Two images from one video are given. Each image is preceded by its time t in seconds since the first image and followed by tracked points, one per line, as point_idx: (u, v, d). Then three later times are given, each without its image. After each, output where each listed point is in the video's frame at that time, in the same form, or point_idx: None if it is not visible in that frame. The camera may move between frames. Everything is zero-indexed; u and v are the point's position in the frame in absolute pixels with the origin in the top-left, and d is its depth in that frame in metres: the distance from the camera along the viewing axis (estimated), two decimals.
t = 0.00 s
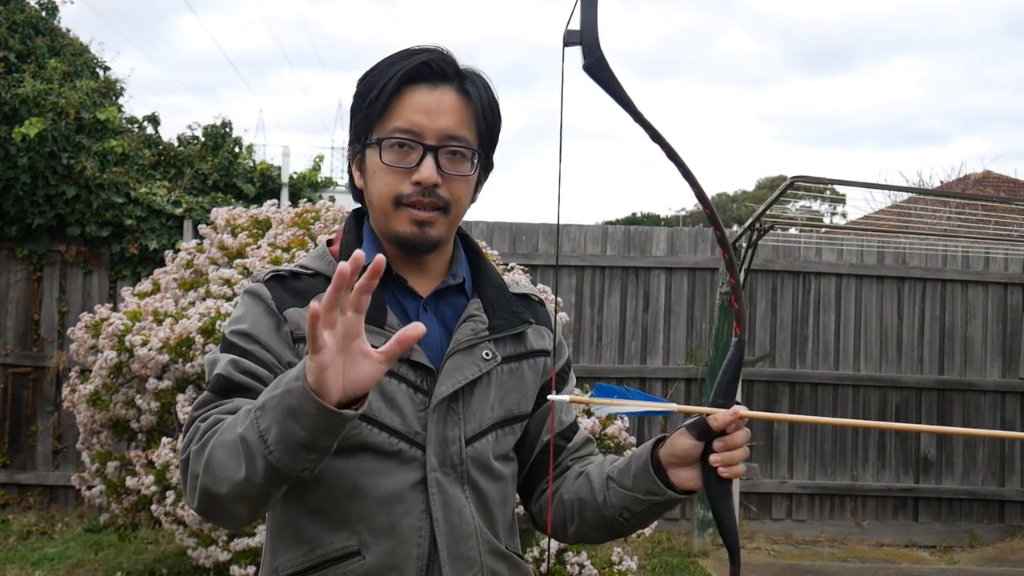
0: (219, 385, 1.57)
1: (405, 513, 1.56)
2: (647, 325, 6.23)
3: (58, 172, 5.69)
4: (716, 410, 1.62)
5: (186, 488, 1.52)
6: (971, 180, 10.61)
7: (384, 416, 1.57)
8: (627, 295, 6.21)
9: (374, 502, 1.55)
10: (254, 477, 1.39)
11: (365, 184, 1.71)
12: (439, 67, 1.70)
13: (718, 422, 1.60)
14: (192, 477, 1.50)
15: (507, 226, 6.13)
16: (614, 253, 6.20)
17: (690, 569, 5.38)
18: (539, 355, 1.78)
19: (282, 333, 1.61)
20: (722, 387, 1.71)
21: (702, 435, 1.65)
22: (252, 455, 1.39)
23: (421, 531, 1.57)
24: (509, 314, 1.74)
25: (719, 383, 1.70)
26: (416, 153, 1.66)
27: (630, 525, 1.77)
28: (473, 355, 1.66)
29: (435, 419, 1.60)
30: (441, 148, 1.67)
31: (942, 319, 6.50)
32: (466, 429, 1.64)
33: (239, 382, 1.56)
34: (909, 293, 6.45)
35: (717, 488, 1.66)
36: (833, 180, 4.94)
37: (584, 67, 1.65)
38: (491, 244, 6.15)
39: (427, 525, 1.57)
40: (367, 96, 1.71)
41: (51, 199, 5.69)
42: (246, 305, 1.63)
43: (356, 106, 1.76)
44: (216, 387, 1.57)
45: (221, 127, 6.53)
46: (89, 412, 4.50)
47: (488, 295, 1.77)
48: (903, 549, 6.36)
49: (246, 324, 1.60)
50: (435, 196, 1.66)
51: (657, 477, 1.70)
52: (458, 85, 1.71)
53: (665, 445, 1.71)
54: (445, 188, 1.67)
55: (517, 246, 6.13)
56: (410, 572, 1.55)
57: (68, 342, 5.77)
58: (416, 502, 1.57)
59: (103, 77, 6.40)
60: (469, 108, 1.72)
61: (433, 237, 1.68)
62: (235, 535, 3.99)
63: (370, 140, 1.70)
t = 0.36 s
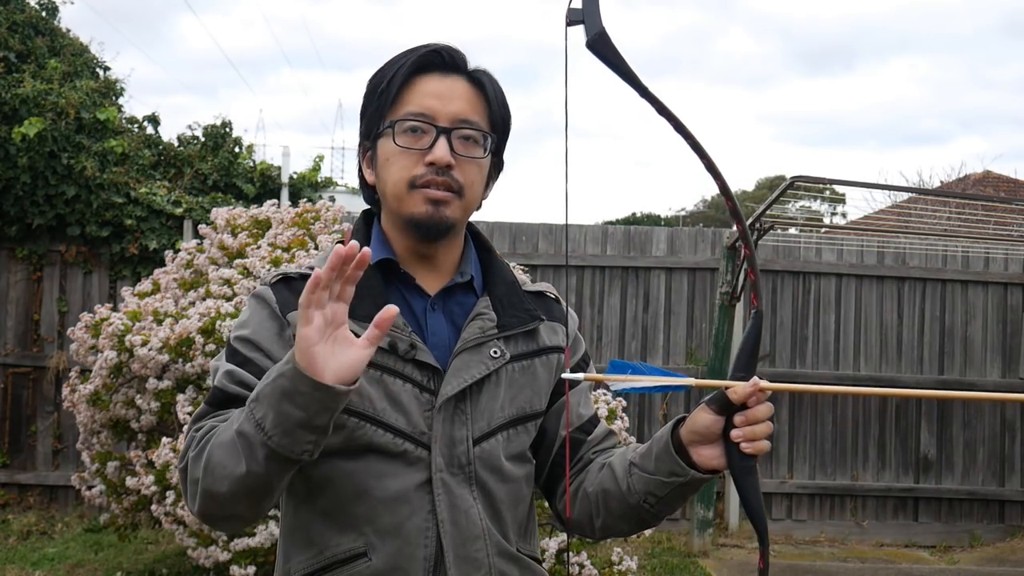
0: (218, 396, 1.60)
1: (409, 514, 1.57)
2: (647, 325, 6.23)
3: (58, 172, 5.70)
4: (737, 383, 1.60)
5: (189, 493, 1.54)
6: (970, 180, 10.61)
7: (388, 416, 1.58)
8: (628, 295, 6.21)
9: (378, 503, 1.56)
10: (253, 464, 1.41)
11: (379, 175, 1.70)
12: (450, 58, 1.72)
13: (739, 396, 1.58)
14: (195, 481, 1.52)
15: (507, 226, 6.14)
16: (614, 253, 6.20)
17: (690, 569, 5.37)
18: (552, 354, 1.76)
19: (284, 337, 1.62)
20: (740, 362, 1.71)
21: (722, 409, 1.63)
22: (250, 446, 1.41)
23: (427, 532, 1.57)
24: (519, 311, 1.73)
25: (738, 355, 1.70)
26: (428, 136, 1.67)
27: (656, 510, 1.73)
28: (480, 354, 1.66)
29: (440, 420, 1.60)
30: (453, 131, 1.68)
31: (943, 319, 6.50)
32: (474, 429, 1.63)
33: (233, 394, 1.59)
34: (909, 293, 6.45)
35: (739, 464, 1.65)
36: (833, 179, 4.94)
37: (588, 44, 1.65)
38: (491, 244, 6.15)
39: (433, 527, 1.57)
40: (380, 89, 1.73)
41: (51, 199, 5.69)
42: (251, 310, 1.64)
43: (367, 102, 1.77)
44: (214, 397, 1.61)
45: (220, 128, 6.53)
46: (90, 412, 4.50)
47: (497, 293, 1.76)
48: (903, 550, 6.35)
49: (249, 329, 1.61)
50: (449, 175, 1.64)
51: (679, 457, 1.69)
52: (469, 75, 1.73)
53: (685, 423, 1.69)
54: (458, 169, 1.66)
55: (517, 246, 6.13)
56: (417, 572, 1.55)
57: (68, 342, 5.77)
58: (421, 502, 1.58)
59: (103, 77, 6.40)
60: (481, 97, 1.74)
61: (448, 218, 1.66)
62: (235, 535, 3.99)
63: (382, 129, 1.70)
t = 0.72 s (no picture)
0: (196, 409, 1.60)
1: (398, 517, 1.57)
2: (647, 325, 6.23)
3: (58, 172, 5.70)
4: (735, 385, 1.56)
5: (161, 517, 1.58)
6: (971, 180, 10.61)
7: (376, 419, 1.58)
8: (627, 296, 6.21)
9: (367, 507, 1.57)
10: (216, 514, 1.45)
11: (380, 187, 1.68)
12: (453, 67, 1.67)
13: (736, 396, 1.54)
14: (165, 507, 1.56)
15: (507, 226, 6.14)
16: (614, 253, 6.20)
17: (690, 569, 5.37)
18: (545, 353, 1.75)
19: (270, 343, 1.62)
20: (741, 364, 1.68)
21: (718, 410, 1.59)
22: (213, 500, 1.45)
23: (415, 535, 1.57)
24: (509, 313, 1.72)
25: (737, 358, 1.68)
26: (433, 156, 1.64)
27: (651, 513, 1.71)
28: (470, 356, 1.65)
29: (428, 422, 1.60)
30: (459, 149, 1.65)
31: (942, 319, 6.50)
32: (463, 431, 1.63)
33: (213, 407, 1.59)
34: (909, 293, 6.45)
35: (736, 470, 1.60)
36: (832, 180, 4.94)
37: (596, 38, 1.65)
38: (491, 244, 6.15)
39: (421, 528, 1.58)
40: (379, 97, 1.67)
41: (51, 199, 5.69)
42: (239, 313, 1.65)
43: (363, 105, 1.71)
44: (194, 410, 1.60)
45: (221, 127, 6.53)
46: (89, 412, 4.50)
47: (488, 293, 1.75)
48: (903, 550, 6.36)
49: (235, 336, 1.62)
50: (454, 198, 1.65)
51: (674, 460, 1.65)
52: (470, 83, 1.68)
53: (681, 425, 1.66)
54: (464, 190, 1.66)
55: (517, 246, 6.13)
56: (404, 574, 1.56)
57: (68, 342, 5.77)
58: (409, 504, 1.58)
59: (103, 77, 6.40)
60: (482, 107, 1.70)
61: (451, 239, 1.68)
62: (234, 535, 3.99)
63: (383, 142, 1.66)
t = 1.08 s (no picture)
0: (229, 380, 1.52)
1: (398, 517, 1.56)
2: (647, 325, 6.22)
3: (58, 172, 5.70)
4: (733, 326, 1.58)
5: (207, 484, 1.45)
6: (971, 180, 10.61)
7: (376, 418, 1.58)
8: (628, 296, 6.21)
9: (370, 508, 1.55)
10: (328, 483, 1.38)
11: (386, 192, 1.67)
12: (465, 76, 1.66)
13: (734, 335, 1.56)
14: (223, 474, 1.43)
15: (507, 226, 6.14)
16: (614, 253, 6.20)
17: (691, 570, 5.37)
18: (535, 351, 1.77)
19: (281, 334, 1.60)
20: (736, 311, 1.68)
21: (718, 352, 1.60)
22: (329, 469, 1.37)
23: (415, 536, 1.57)
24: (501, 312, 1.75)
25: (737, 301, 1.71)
26: (443, 164, 1.64)
27: (658, 471, 1.68)
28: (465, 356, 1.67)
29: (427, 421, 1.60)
30: (468, 159, 1.65)
31: (943, 319, 6.50)
32: (461, 431, 1.63)
33: (251, 378, 1.53)
34: (909, 293, 6.45)
35: (737, 413, 1.59)
36: (833, 179, 4.94)
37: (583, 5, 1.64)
38: (491, 244, 6.15)
39: (420, 528, 1.57)
40: (389, 102, 1.66)
41: (51, 199, 5.69)
42: (245, 305, 1.63)
43: (370, 107, 1.69)
44: (225, 381, 1.52)
45: (221, 127, 6.53)
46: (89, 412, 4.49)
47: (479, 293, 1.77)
48: (903, 550, 6.36)
49: (247, 322, 1.60)
50: (461, 207, 1.65)
51: (675, 410, 1.64)
52: (480, 92, 1.68)
53: (682, 374, 1.65)
54: (469, 199, 1.66)
55: (517, 246, 6.13)
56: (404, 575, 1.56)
57: (68, 342, 5.77)
58: (409, 506, 1.57)
59: (103, 77, 6.40)
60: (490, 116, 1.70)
61: (454, 245, 1.69)
62: (235, 535, 3.99)
63: (393, 148, 1.65)
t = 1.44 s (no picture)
0: (257, 365, 1.51)
1: (399, 515, 1.56)
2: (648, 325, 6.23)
3: (58, 172, 5.70)
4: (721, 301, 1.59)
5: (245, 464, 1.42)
6: (971, 180, 10.60)
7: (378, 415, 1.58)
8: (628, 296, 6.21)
9: (372, 505, 1.55)
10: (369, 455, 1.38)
11: (389, 193, 1.67)
12: (470, 80, 1.66)
13: (724, 308, 1.56)
14: (261, 455, 1.41)
15: (507, 226, 6.14)
16: (614, 253, 6.20)
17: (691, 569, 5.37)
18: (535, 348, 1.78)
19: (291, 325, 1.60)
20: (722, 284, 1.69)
21: (710, 327, 1.60)
22: (371, 441, 1.37)
23: (416, 534, 1.57)
24: (501, 311, 1.76)
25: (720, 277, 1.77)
26: (447, 166, 1.63)
27: (656, 452, 1.67)
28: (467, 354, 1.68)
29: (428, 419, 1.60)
30: (472, 162, 1.65)
31: (943, 319, 6.50)
32: (461, 429, 1.64)
33: (276, 364, 1.52)
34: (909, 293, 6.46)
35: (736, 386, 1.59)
36: (833, 180, 4.94)
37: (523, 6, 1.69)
38: (491, 245, 6.15)
39: (421, 525, 1.57)
40: (394, 104, 1.66)
41: (51, 199, 5.69)
42: (254, 298, 1.62)
43: (375, 108, 1.69)
44: (253, 366, 1.51)
45: (220, 127, 6.53)
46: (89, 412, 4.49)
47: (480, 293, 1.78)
48: (903, 550, 6.36)
49: (260, 313, 1.59)
50: (463, 209, 1.65)
51: (673, 389, 1.63)
52: (485, 97, 1.68)
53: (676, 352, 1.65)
54: (472, 201, 1.66)
55: (517, 246, 6.13)
56: (404, 573, 1.55)
57: (68, 342, 5.77)
58: (411, 504, 1.57)
59: (102, 77, 6.40)
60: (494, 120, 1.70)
61: (455, 247, 1.69)
62: (235, 535, 3.99)
63: (397, 149, 1.65)
